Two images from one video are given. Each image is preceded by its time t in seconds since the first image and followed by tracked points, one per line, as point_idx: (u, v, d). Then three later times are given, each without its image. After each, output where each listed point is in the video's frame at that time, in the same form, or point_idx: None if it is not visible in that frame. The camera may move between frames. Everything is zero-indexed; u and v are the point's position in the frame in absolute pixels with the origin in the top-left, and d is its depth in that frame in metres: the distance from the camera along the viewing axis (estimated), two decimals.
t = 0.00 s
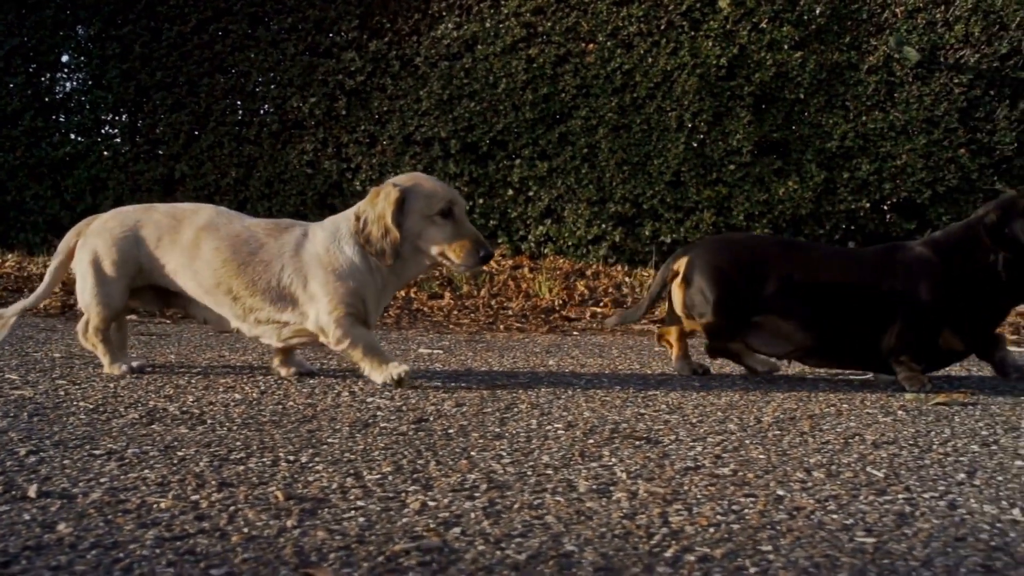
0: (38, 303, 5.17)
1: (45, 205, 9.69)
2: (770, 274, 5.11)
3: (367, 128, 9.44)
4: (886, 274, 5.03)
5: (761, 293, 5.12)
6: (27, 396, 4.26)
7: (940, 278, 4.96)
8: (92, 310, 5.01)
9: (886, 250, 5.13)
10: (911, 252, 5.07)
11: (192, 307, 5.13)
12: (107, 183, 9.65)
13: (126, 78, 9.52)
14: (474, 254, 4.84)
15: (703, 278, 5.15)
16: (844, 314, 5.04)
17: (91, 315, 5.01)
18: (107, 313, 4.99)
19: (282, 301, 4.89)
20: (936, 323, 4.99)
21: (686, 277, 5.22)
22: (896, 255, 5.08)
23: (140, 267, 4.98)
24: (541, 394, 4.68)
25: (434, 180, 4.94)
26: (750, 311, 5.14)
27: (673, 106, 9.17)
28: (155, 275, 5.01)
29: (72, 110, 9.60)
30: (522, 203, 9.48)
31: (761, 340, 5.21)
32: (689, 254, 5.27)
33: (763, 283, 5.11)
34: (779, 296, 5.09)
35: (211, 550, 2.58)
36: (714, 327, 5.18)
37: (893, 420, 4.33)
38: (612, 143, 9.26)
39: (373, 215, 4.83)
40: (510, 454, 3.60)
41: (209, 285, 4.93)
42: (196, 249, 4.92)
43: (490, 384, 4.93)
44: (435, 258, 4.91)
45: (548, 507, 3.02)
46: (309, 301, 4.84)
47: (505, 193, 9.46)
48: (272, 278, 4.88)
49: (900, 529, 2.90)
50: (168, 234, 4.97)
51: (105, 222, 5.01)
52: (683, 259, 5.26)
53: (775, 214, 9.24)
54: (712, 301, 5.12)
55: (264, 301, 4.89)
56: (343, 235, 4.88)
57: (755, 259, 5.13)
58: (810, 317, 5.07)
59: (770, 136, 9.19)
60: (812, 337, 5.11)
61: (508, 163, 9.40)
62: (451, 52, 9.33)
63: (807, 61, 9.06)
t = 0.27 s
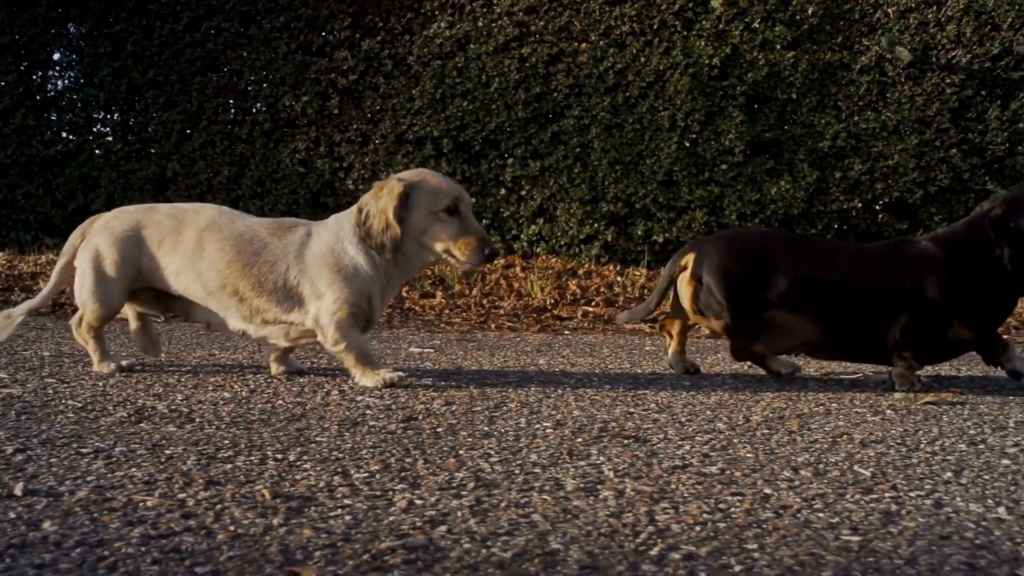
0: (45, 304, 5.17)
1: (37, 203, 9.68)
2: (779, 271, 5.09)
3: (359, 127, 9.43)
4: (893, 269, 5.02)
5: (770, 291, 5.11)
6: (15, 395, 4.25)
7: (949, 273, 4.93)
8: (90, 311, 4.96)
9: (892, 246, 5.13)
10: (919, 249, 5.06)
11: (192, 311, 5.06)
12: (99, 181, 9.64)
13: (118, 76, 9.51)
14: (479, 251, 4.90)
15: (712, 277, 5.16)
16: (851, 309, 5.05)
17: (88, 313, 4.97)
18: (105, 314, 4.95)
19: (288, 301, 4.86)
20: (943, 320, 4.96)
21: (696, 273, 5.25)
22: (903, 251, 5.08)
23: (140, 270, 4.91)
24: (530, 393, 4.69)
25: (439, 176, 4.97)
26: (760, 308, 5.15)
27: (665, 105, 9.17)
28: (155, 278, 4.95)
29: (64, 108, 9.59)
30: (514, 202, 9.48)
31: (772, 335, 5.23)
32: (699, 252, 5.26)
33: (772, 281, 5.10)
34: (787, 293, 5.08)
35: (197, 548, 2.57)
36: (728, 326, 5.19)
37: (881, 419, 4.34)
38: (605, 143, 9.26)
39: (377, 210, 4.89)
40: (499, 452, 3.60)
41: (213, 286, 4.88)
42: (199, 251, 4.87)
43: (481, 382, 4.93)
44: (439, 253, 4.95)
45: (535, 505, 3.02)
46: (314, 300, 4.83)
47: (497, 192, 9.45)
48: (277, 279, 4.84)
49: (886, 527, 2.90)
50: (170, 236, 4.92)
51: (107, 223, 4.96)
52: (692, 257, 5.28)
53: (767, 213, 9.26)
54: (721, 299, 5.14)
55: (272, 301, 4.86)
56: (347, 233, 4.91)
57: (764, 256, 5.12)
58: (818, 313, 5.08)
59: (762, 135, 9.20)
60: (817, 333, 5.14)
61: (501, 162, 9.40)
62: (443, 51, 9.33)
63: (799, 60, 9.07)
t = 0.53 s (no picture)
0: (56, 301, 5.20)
1: (29, 202, 9.67)
2: (790, 271, 5.03)
3: (352, 126, 9.43)
4: (902, 267, 5.03)
5: (779, 291, 5.06)
6: (4, 394, 4.25)
7: (961, 268, 4.97)
8: (91, 308, 5.00)
9: (899, 244, 5.14)
10: (927, 243, 5.10)
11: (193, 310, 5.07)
12: (91, 180, 9.64)
13: (110, 75, 9.50)
14: (488, 256, 4.85)
15: (720, 275, 5.09)
16: (861, 310, 5.03)
17: (86, 308, 5.00)
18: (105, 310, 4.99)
19: (291, 300, 4.84)
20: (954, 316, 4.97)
21: (704, 270, 5.16)
22: (911, 246, 5.11)
23: (143, 267, 4.95)
24: (520, 392, 4.70)
25: (449, 179, 4.94)
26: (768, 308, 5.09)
27: (658, 105, 9.18)
28: (158, 276, 4.97)
29: (56, 107, 9.59)
30: (507, 201, 9.48)
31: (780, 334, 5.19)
32: (707, 250, 5.19)
33: (782, 281, 5.04)
34: (797, 294, 5.02)
35: (183, 546, 2.57)
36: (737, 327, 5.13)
37: (870, 418, 4.35)
38: (598, 142, 9.27)
39: (382, 212, 4.84)
40: (487, 451, 3.60)
41: (215, 286, 4.87)
42: (202, 250, 4.88)
43: (471, 382, 4.94)
44: (447, 256, 4.90)
45: (522, 503, 3.02)
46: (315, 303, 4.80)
47: (490, 191, 9.45)
48: (280, 279, 4.83)
49: (872, 525, 2.91)
50: (173, 235, 4.94)
51: (113, 220, 5.00)
52: (700, 254, 5.20)
53: (760, 213, 9.28)
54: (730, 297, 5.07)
55: (274, 300, 4.84)
56: (352, 235, 4.88)
57: (774, 256, 5.06)
58: (827, 314, 5.05)
59: (754, 135, 9.22)
60: (823, 333, 5.12)
61: (493, 161, 9.40)
62: (436, 50, 9.32)
63: (791, 60, 9.08)
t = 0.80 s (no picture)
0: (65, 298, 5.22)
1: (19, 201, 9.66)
2: (799, 274, 5.00)
3: (342, 125, 9.43)
4: (914, 270, 4.97)
5: (786, 292, 5.04)
6: None
7: (976, 275, 4.89)
8: (91, 304, 5.00)
9: (911, 245, 5.07)
10: (939, 246, 5.01)
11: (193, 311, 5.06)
12: (80, 179, 9.63)
13: (100, 74, 9.49)
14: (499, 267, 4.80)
15: (729, 273, 5.06)
16: (869, 316, 4.98)
17: (86, 304, 5.01)
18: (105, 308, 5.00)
19: (293, 304, 4.83)
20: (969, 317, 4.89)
21: (711, 268, 5.13)
22: (923, 249, 5.03)
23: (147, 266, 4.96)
24: (508, 391, 4.70)
25: (461, 189, 4.90)
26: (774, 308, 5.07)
27: (649, 104, 9.19)
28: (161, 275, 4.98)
29: (46, 106, 9.58)
30: (498, 201, 9.47)
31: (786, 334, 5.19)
32: (716, 248, 5.16)
33: (790, 282, 5.01)
34: (805, 296, 5.00)
35: (165, 545, 2.57)
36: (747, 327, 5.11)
37: (857, 417, 4.36)
38: (588, 142, 9.28)
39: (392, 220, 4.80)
40: (473, 450, 3.61)
41: (217, 286, 4.87)
42: (206, 250, 4.89)
43: (461, 381, 4.94)
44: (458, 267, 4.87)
45: (507, 502, 3.03)
46: (318, 307, 4.78)
47: (481, 191, 9.45)
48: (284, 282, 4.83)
49: (855, 524, 2.92)
50: (180, 235, 4.95)
51: (122, 217, 5.02)
52: (710, 253, 5.15)
53: (750, 213, 9.30)
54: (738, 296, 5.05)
55: (275, 304, 4.83)
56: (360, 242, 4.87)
57: (783, 257, 5.04)
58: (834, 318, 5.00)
59: (744, 135, 9.23)
60: (828, 335, 5.09)
61: (484, 161, 9.40)
62: (427, 49, 9.32)
63: (782, 60, 9.10)
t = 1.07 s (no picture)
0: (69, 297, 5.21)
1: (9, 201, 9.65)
2: (807, 278, 4.97)
3: (334, 125, 9.42)
4: (927, 273, 5.00)
5: (792, 295, 5.01)
6: None
7: (982, 281, 4.95)
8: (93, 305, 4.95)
9: (920, 250, 5.10)
10: (945, 253, 5.06)
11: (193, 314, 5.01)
12: (71, 179, 9.63)
13: (91, 73, 9.48)
14: (508, 275, 4.88)
15: (733, 275, 5.00)
16: (885, 319, 4.97)
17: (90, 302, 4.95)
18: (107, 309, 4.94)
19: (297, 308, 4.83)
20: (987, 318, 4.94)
21: (716, 269, 5.08)
22: (929, 255, 5.06)
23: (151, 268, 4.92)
24: (497, 391, 4.71)
25: (471, 197, 4.93)
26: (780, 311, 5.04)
27: (641, 104, 9.20)
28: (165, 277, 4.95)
29: (36, 106, 9.58)
30: (489, 200, 9.47)
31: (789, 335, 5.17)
32: (722, 250, 5.11)
33: (797, 286, 4.98)
34: (813, 299, 4.98)
35: (151, 545, 2.57)
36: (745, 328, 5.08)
37: (845, 416, 4.38)
38: (580, 142, 9.28)
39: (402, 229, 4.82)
40: (461, 450, 3.61)
41: (221, 289, 4.85)
42: (211, 253, 4.87)
43: (451, 381, 4.94)
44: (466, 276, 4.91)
45: (493, 502, 3.03)
46: (318, 309, 4.78)
47: (472, 191, 9.45)
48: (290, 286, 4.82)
49: (840, 522, 2.93)
50: (185, 237, 4.93)
51: (127, 219, 4.98)
52: (715, 254, 5.10)
53: (742, 212, 9.31)
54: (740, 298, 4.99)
55: (279, 307, 4.83)
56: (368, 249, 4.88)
57: (790, 260, 5.00)
58: (841, 323, 4.99)
59: (736, 135, 9.25)
60: (836, 339, 5.07)
61: (476, 161, 9.40)
62: (418, 49, 9.32)
63: (773, 60, 9.12)
